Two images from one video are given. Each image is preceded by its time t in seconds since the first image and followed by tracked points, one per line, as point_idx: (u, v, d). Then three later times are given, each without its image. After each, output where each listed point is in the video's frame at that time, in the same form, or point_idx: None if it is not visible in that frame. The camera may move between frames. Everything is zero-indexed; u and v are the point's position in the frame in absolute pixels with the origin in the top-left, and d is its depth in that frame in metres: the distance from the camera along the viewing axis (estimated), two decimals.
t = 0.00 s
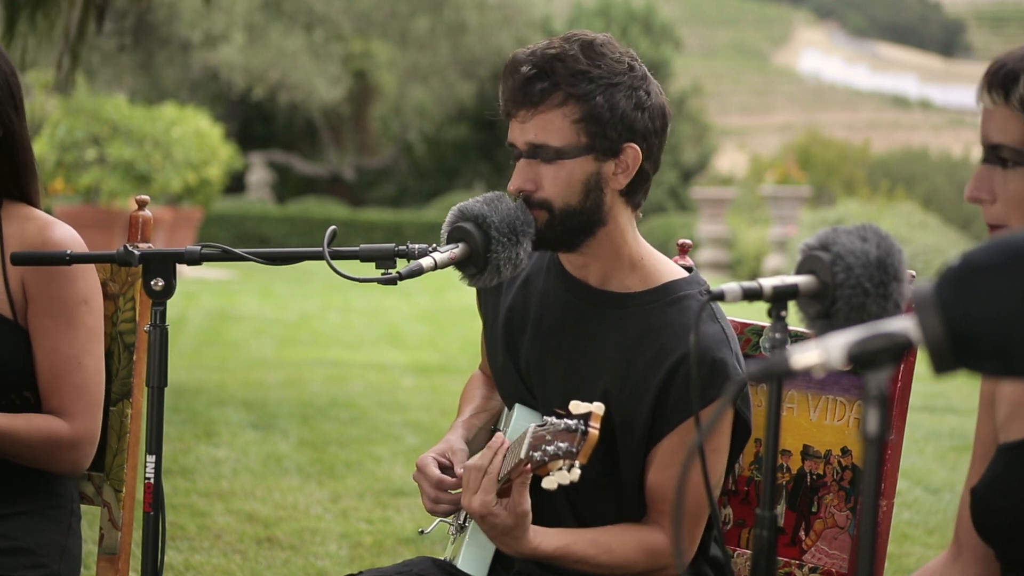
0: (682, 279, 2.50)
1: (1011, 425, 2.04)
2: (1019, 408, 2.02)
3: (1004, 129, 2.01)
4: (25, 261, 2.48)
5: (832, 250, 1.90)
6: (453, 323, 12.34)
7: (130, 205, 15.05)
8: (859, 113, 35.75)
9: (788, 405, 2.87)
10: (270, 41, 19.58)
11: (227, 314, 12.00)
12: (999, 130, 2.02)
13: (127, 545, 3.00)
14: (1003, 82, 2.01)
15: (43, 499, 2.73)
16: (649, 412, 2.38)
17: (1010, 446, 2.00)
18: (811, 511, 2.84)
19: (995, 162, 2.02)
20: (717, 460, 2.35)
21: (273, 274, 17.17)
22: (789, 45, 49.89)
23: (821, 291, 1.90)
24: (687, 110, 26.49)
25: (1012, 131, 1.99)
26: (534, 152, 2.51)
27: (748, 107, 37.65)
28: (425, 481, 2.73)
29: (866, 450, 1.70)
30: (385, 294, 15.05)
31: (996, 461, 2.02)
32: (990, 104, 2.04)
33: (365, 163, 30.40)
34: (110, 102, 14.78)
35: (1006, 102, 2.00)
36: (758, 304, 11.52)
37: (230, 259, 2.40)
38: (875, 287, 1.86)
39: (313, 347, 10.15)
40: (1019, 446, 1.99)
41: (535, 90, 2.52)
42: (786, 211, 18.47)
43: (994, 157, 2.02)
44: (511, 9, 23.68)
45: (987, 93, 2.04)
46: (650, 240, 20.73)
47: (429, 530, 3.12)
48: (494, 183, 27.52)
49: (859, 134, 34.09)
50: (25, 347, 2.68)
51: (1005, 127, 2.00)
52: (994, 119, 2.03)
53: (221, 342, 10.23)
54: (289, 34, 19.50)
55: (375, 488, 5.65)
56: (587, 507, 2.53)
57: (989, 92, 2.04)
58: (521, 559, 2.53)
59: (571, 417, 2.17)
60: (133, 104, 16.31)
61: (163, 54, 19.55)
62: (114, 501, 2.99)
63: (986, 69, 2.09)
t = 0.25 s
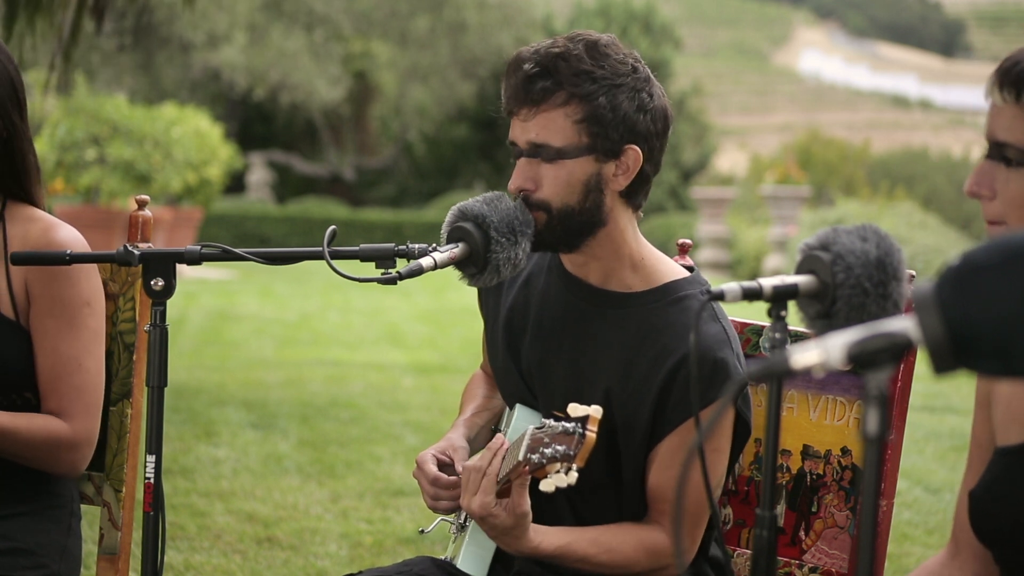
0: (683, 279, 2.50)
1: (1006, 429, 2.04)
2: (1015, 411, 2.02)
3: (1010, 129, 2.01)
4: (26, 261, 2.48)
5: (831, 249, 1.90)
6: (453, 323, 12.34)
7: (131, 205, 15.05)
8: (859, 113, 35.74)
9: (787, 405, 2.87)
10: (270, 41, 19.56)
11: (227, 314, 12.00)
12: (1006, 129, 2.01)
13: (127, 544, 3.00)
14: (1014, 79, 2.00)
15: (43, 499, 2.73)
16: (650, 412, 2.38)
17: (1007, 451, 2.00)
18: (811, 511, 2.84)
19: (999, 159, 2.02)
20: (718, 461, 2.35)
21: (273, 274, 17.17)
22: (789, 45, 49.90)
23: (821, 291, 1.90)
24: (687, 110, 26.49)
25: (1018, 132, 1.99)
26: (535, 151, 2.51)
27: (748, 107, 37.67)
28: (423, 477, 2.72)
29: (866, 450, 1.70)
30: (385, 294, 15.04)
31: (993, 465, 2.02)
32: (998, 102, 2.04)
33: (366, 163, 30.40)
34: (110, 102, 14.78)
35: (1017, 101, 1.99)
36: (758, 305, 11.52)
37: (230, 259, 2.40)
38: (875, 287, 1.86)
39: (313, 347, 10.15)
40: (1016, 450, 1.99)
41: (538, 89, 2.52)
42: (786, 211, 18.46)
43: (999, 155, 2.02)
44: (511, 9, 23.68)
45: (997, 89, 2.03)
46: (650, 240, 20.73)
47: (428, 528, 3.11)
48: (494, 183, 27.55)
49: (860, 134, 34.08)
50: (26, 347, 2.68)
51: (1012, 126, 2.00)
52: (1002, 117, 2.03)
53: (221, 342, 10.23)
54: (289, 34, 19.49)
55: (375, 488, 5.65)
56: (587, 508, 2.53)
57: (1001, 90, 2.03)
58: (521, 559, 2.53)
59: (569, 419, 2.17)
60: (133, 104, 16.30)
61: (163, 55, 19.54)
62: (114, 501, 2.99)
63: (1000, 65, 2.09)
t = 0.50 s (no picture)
0: (683, 280, 2.50)
1: (1000, 432, 2.03)
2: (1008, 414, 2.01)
3: (1013, 128, 2.01)
4: (25, 262, 2.48)
5: (832, 250, 1.90)
6: (453, 323, 12.34)
7: (130, 205, 15.05)
8: (859, 113, 35.71)
9: (787, 405, 2.87)
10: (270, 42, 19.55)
11: (227, 314, 12.00)
12: (1009, 128, 2.01)
13: (127, 545, 3.00)
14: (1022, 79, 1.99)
15: (42, 500, 2.72)
16: (650, 412, 2.38)
17: (1000, 454, 2.00)
18: (811, 511, 2.84)
19: (1000, 156, 2.02)
20: (718, 461, 2.35)
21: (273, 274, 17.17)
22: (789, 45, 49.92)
23: (822, 291, 1.90)
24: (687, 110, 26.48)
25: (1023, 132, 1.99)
26: (535, 155, 2.51)
27: (748, 107, 37.68)
28: (423, 475, 2.73)
29: (866, 451, 1.70)
30: (385, 294, 15.05)
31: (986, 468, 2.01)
32: (1005, 99, 2.03)
33: (365, 163, 30.41)
34: (110, 102, 14.78)
35: None
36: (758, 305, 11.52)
37: (230, 259, 2.39)
38: (875, 288, 1.86)
39: (313, 348, 10.15)
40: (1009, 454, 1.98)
41: (539, 95, 2.51)
42: (786, 211, 18.46)
43: (998, 150, 2.02)
44: (511, 10, 23.68)
45: (1004, 86, 2.02)
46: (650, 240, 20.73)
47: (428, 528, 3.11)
48: (494, 183, 27.58)
49: (860, 135, 34.10)
50: (25, 348, 2.68)
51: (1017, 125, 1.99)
52: (1006, 116, 2.02)
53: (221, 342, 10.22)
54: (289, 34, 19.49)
55: (375, 488, 5.65)
56: (587, 508, 2.53)
57: (1009, 88, 2.02)
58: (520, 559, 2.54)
59: (570, 420, 2.16)
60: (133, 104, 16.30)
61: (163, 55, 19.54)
62: (114, 501, 2.99)
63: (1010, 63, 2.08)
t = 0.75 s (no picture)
0: (684, 279, 2.50)
1: (991, 436, 2.03)
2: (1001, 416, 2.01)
3: (1012, 124, 2.00)
4: (24, 261, 2.48)
5: (832, 250, 1.90)
6: (453, 323, 12.34)
7: (130, 205, 15.05)
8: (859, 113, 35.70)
9: (787, 405, 2.87)
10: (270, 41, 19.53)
11: (227, 314, 12.00)
12: (1008, 124, 2.01)
13: (127, 545, 3.00)
14: None
15: (41, 500, 2.72)
16: (651, 412, 2.38)
17: (991, 457, 1.99)
18: (811, 511, 2.84)
19: (997, 152, 2.01)
20: (718, 461, 2.36)
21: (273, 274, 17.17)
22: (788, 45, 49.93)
23: (821, 291, 1.90)
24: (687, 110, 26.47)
25: None
26: (535, 155, 2.51)
27: (748, 107, 37.67)
28: (424, 476, 2.73)
29: (867, 451, 1.70)
30: (385, 294, 15.05)
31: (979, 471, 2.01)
32: (1007, 95, 2.02)
33: (365, 163, 30.40)
34: (110, 102, 14.78)
35: None
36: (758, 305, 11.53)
37: (230, 259, 2.40)
38: (876, 287, 1.86)
39: (313, 347, 10.15)
40: (1000, 456, 1.98)
41: (539, 95, 2.51)
42: (786, 211, 18.45)
43: (996, 145, 2.02)
44: (511, 10, 23.67)
45: (1008, 81, 2.01)
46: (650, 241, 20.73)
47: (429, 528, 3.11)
48: (494, 183, 27.60)
49: (860, 134, 34.08)
50: (26, 348, 2.68)
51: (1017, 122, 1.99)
52: (1005, 113, 2.02)
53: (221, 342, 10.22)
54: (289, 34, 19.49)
55: (375, 488, 5.65)
56: (588, 508, 2.53)
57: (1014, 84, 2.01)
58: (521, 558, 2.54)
59: (571, 420, 2.16)
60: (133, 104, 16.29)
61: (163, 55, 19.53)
62: (114, 501, 2.99)
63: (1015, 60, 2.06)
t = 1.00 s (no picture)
0: (685, 279, 2.50)
1: (985, 438, 2.04)
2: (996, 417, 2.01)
3: (1006, 124, 2.01)
4: (25, 261, 2.48)
5: (831, 250, 1.90)
6: (453, 323, 12.34)
7: (130, 205, 15.05)
8: (859, 113, 35.68)
9: (788, 405, 2.87)
10: (270, 41, 19.50)
11: (227, 314, 12.01)
12: (1003, 123, 2.01)
13: (128, 544, 3.00)
14: None
15: (43, 500, 2.73)
16: (652, 412, 2.38)
17: (986, 459, 2.00)
18: (811, 511, 2.84)
19: (991, 150, 2.01)
20: (720, 460, 2.36)
21: (273, 274, 17.17)
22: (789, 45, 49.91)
23: (821, 291, 1.90)
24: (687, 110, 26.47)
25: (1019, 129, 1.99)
26: (537, 155, 2.51)
27: (748, 107, 37.71)
28: (427, 478, 2.74)
29: (868, 450, 1.70)
30: (385, 294, 15.05)
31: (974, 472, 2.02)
32: (1004, 96, 2.02)
33: (366, 163, 30.39)
34: (110, 102, 14.77)
35: None
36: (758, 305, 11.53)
37: (230, 259, 2.40)
38: (875, 286, 1.86)
39: (313, 348, 10.15)
40: (994, 457, 1.99)
41: (541, 96, 2.51)
42: (786, 211, 18.44)
43: (989, 144, 2.02)
44: (510, 9, 23.67)
45: (1006, 81, 2.01)
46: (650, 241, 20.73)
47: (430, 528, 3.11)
48: (493, 183, 27.62)
49: (860, 135, 34.10)
50: (27, 347, 2.68)
51: (1013, 122, 1.99)
52: (1000, 113, 2.02)
53: (221, 342, 10.22)
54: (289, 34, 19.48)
55: (375, 488, 5.65)
56: (588, 509, 2.54)
57: (1010, 85, 2.01)
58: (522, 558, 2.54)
59: (574, 420, 2.16)
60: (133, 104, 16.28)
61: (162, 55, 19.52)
62: (114, 501, 3.00)
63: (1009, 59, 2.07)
